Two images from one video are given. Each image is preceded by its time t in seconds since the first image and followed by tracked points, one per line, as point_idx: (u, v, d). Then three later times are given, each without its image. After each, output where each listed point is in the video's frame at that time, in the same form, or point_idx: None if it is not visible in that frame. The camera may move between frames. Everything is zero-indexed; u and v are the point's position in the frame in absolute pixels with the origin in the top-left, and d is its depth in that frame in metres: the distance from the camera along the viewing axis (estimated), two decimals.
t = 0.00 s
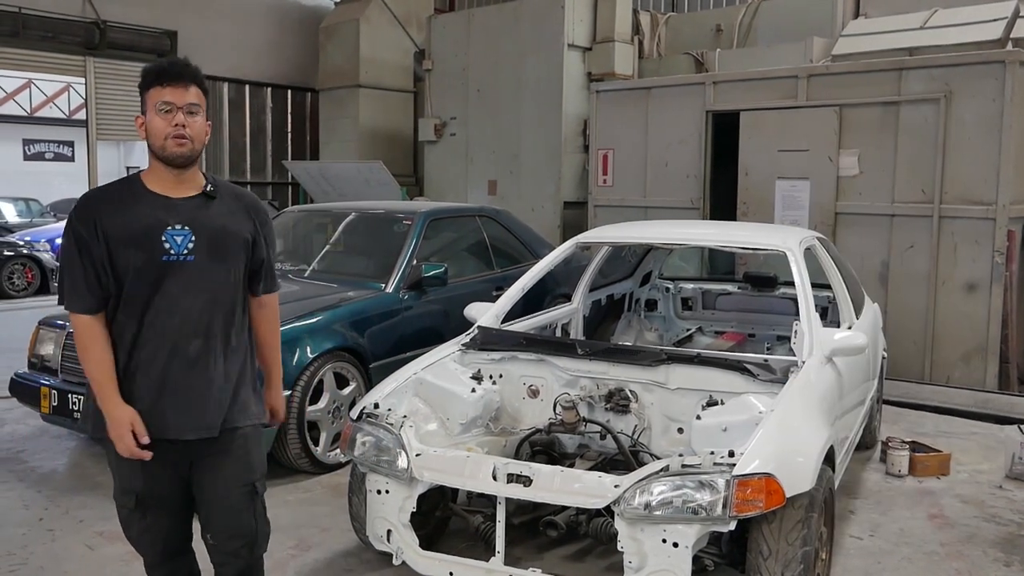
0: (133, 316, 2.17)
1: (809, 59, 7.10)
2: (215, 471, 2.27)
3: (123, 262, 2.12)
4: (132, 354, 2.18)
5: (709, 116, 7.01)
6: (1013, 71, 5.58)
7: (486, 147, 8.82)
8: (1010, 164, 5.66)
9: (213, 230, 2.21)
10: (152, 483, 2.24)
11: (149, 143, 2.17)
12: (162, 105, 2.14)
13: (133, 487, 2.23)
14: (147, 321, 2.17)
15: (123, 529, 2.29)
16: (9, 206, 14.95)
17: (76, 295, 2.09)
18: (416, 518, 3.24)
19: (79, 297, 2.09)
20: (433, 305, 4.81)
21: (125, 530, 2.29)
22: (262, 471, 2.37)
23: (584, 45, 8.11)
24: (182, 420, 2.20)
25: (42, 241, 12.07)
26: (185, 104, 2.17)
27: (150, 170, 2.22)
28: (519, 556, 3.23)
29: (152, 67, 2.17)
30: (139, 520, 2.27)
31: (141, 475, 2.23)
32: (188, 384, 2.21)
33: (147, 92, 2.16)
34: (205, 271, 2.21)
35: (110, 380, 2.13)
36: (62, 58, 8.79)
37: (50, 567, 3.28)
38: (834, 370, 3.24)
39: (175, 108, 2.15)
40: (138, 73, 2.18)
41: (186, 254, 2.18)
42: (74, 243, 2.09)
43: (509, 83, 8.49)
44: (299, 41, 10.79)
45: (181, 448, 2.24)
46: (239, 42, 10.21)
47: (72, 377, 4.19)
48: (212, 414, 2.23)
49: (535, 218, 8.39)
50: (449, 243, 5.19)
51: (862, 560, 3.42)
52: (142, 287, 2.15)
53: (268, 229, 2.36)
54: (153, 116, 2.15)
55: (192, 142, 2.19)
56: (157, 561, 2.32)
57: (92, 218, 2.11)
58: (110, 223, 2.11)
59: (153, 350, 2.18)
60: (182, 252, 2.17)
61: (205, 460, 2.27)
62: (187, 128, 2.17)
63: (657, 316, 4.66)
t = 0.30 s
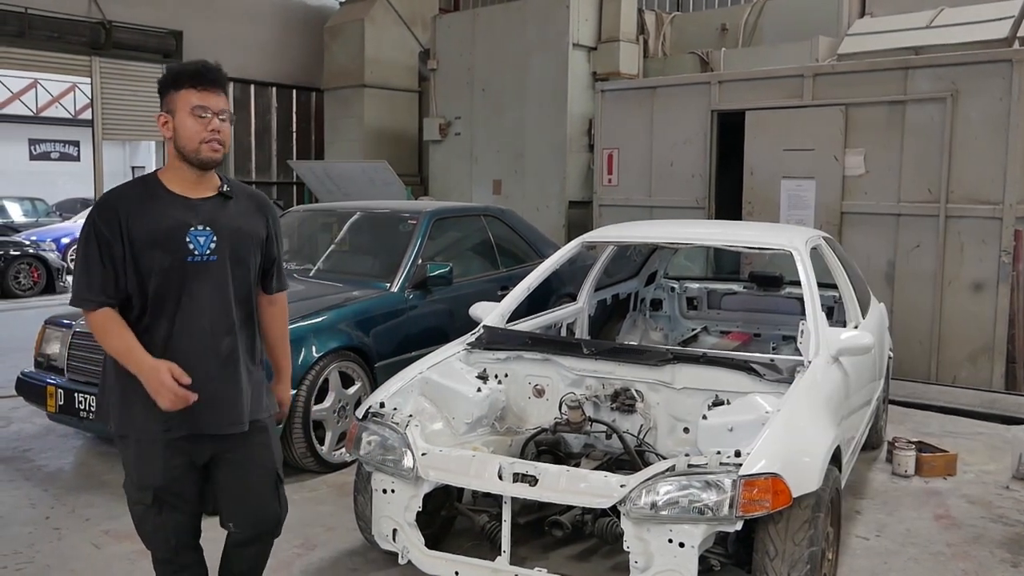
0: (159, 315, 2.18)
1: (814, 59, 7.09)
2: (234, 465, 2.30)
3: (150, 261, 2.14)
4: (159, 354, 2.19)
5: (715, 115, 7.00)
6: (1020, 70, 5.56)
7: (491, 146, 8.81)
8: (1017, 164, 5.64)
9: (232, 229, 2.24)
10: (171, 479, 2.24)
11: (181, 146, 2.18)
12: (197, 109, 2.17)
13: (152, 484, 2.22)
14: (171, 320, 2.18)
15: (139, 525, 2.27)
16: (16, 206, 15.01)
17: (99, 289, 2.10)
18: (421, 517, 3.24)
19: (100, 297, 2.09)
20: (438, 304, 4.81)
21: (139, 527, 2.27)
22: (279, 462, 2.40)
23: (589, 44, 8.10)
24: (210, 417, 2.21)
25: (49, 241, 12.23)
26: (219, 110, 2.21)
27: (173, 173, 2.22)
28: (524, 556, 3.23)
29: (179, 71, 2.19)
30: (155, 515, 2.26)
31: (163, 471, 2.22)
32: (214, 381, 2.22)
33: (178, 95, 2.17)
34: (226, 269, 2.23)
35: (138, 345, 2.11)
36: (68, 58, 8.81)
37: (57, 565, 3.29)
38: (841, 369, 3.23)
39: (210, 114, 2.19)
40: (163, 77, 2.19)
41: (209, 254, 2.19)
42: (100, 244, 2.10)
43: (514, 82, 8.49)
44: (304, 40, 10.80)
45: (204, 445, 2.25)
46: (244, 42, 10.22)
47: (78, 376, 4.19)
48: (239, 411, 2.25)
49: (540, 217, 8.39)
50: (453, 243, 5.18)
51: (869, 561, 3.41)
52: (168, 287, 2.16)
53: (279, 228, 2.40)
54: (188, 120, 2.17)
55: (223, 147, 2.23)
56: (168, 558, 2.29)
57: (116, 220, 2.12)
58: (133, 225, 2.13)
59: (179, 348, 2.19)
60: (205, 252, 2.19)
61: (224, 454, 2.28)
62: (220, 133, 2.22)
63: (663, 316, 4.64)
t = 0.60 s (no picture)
0: (194, 303, 2.24)
1: (822, 58, 7.07)
2: (255, 451, 2.38)
3: (189, 251, 2.22)
4: (192, 341, 2.25)
5: (722, 115, 6.98)
6: None
7: (498, 146, 8.82)
8: None
9: (264, 228, 2.35)
10: (199, 468, 2.27)
11: (243, 156, 2.28)
12: (268, 126, 2.29)
13: (181, 472, 2.24)
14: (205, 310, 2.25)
15: (158, 517, 2.26)
16: (24, 205, 15.08)
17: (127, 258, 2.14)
18: (428, 517, 3.25)
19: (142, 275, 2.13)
20: (446, 303, 4.82)
21: (160, 518, 2.26)
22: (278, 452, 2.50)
23: (596, 44, 8.10)
24: (237, 406, 2.28)
25: (57, 240, 12.29)
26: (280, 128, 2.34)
27: (221, 176, 2.30)
28: (531, 556, 3.23)
29: (249, 82, 2.28)
30: (179, 506, 2.26)
31: (190, 460, 2.25)
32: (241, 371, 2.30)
33: (253, 107, 2.27)
34: (256, 265, 2.32)
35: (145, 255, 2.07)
36: (75, 58, 8.84)
37: (64, 564, 3.30)
38: (849, 369, 3.22)
39: (274, 131, 2.31)
40: (230, 82, 2.26)
41: (242, 249, 2.29)
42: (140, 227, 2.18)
43: (521, 81, 8.49)
44: (311, 40, 10.81)
45: (228, 433, 2.31)
46: (251, 42, 10.24)
47: (85, 374, 4.21)
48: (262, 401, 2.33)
49: (546, 216, 8.38)
50: (460, 243, 5.18)
51: (877, 561, 3.40)
52: (204, 277, 2.24)
53: (303, 229, 2.50)
54: (260, 133, 2.28)
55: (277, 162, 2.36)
56: (187, 552, 2.27)
57: (159, 208, 2.21)
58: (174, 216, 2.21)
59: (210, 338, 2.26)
60: (240, 247, 2.28)
61: (245, 442, 2.35)
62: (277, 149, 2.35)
63: (669, 316, 4.66)
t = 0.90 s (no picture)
0: (231, 295, 2.27)
1: (827, 58, 7.06)
2: (276, 443, 2.43)
3: (229, 244, 2.25)
4: (227, 331, 2.27)
5: (727, 114, 6.98)
6: None
7: (502, 146, 8.82)
8: None
9: (297, 230, 2.41)
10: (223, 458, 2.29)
11: (287, 159, 2.34)
12: (314, 134, 2.37)
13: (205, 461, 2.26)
14: (240, 302, 2.28)
15: (178, 504, 2.28)
16: (30, 206, 15.13)
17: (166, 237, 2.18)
18: (433, 516, 3.26)
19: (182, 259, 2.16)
20: (451, 303, 4.82)
21: (180, 505, 2.28)
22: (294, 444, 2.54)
23: (600, 44, 8.10)
24: (268, 397, 2.30)
25: (62, 240, 12.32)
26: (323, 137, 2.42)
27: (264, 177, 2.35)
28: (535, 556, 3.23)
29: (299, 93, 2.36)
30: (201, 495, 2.27)
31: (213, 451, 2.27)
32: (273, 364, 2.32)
33: (302, 115, 2.35)
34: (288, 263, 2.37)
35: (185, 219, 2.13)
36: (81, 57, 8.87)
37: (69, 563, 3.31)
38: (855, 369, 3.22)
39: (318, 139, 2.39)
40: (281, 90, 2.35)
41: (277, 249, 2.33)
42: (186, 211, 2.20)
43: (526, 82, 8.49)
44: (316, 40, 10.82)
45: (254, 424, 2.33)
46: (256, 41, 10.25)
47: (90, 374, 4.22)
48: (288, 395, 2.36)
49: (551, 216, 8.39)
50: (464, 244, 5.18)
51: (882, 561, 3.39)
52: (242, 270, 2.27)
53: (328, 234, 2.58)
54: (306, 140, 2.36)
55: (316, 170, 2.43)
56: (204, 541, 2.29)
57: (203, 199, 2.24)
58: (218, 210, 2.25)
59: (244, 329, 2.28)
60: (277, 247, 2.32)
61: (266, 433, 2.39)
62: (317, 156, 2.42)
63: (674, 316, 4.65)
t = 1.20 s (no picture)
0: (257, 291, 2.30)
1: (830, 58, 7.06)
2: (289, 436, 2.45)
3: (256, 242, 2.29)
4: (252, 326, 2.30)
5: (729, 115, 6.98)
6: None
7: (504, 147, 8.83)
8: None
9: (315, 231, 2.46)
10: (241, 453, 2.29)
11: (304, 160, 2.37)
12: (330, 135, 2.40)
13: (225, 455, 2.27)
14: (264, 298, 2.31)
15: (191, 498, 2.27)
16: (33, 206, 15.15)
17: (198, 234, 2.21)
18: (436, 517, 3.26)
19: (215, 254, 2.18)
20: (453, 304, 4.83)
21: (194, 500, 2.27)
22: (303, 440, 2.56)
23: (603, 44, 8.10)
24: (289, 392, 2.34)
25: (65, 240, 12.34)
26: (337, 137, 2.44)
27: (283, 177, 2.39)
28: (538, 556, 3.24)
29: (314, 95, 2.38)
30: (217, 489, 2.27)
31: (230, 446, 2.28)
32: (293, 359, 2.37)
33: (317, 117, 2.37)
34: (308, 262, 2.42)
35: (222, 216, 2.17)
36: (85, 58, 8.89)
37: (72, 563, 3.32)
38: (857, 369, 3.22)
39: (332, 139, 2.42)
40: (297, 92, 2.36)
41: (297, 247, 2.38)
42: (216, 209, 2.23)
43: (528, 83, 8.50)
44: (318, 40, 10.83)
45: (273, 419, 2.36)
46: (259, 42, 10.27)
47: (93, 374, 4.22)
48: (306, 388, 2.41)
49: (553, 217, 8.39)
50: (467, 244, 5.18)
51: (885, 561, 3.39)
52: (268, 267, 2.31)
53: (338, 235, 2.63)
54: (321, 141, 2.38)
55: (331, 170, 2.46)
56: (215, 534, 2.29)
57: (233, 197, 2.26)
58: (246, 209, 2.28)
59: (268, 324, 2.31)
60: (297, 244, 2.38)
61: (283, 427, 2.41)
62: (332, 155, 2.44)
63: (676, 316, 4.66)
